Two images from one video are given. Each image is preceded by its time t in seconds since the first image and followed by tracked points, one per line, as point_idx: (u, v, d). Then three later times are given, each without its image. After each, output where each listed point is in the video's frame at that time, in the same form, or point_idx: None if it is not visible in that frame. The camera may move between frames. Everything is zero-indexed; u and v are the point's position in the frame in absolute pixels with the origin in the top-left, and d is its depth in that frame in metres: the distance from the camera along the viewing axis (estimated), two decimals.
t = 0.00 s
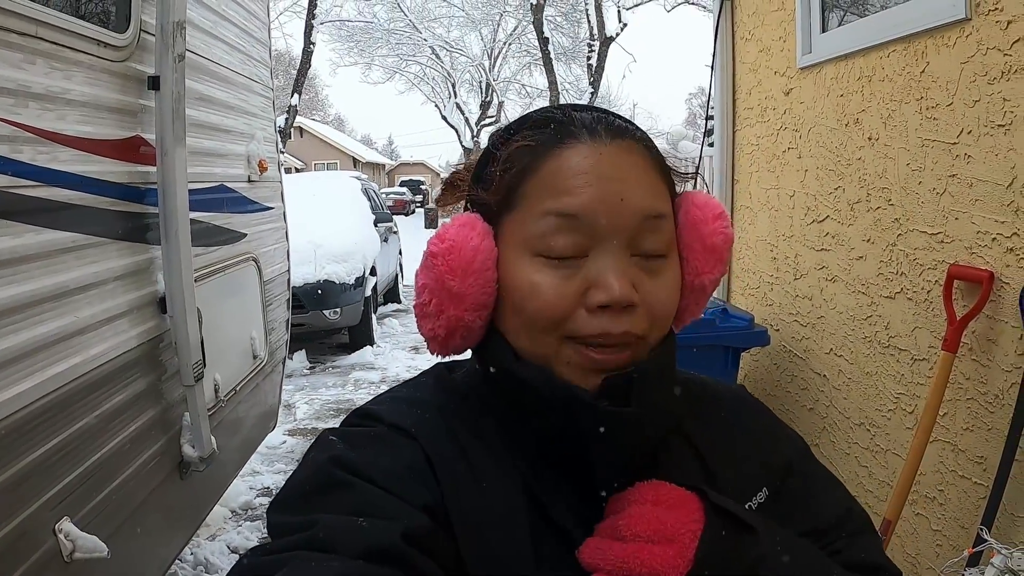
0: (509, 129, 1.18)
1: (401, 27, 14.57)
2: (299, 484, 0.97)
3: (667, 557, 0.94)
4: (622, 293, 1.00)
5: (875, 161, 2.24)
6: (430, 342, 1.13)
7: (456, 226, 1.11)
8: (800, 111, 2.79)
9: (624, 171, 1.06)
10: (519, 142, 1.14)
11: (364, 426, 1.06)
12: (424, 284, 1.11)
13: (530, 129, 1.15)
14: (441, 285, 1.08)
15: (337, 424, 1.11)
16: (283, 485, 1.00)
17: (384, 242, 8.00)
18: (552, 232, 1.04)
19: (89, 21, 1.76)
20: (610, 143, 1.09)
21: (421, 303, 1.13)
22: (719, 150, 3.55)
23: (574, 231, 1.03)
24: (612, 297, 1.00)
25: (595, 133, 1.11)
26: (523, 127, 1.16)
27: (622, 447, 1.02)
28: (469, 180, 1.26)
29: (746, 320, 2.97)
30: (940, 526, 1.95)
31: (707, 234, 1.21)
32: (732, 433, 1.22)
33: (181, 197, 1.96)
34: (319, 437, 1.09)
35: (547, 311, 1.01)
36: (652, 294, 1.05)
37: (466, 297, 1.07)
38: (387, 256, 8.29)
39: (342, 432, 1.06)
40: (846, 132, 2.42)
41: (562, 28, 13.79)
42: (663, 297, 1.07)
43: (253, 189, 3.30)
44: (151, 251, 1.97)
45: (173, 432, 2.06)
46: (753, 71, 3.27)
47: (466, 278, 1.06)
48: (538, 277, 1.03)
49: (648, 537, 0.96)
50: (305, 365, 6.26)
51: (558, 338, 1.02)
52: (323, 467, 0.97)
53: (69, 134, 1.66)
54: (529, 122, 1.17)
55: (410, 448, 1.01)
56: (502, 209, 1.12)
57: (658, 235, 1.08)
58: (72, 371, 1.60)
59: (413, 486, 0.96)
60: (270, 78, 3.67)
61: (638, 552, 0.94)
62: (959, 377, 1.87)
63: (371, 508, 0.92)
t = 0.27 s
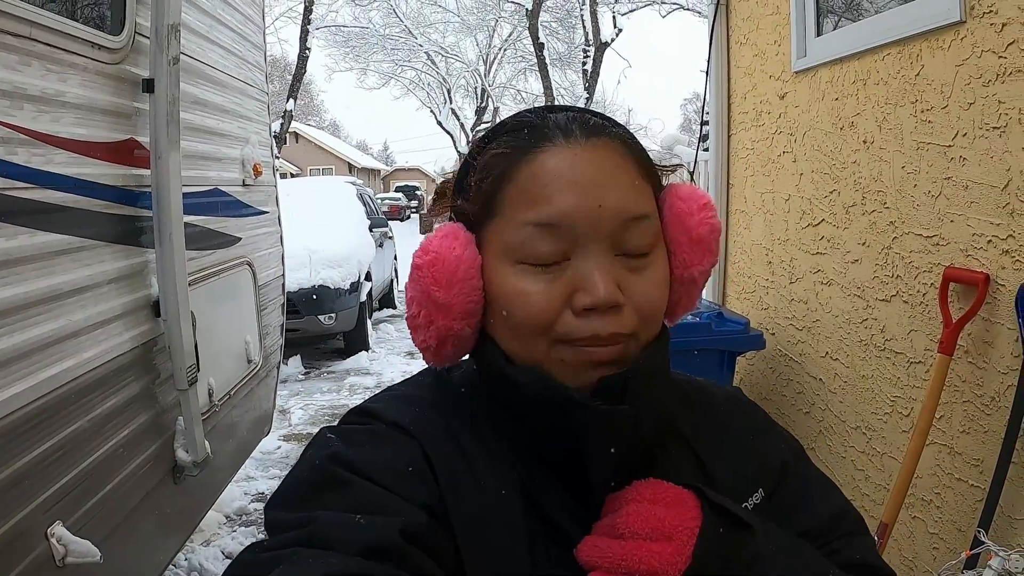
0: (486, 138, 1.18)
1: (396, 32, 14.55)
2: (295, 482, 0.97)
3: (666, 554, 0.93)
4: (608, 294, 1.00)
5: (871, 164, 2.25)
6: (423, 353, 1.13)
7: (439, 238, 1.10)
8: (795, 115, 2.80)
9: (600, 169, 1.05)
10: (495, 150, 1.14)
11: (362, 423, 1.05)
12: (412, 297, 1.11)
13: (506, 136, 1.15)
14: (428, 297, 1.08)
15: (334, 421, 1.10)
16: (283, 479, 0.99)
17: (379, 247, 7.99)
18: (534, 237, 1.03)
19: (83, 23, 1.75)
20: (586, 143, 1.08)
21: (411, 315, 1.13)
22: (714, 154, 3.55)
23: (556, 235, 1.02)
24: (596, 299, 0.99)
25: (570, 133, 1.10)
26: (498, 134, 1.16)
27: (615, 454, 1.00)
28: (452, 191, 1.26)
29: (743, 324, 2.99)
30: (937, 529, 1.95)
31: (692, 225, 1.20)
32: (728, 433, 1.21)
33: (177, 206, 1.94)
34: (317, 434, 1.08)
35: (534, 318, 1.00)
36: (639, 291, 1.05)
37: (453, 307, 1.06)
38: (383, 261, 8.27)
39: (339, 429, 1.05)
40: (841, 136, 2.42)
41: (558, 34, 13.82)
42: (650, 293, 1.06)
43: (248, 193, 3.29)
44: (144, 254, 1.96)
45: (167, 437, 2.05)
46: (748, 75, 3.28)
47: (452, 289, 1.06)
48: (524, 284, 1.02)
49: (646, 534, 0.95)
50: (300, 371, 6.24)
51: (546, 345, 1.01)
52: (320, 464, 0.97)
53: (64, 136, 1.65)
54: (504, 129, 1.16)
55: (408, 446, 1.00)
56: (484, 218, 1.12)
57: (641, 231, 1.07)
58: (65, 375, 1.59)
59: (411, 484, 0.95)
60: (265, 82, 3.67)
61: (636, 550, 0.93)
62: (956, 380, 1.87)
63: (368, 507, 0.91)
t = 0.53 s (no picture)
0: (478, 131, 1.20)
1: (391, 39, 14.57)
2: (296, 476, 0.97)
3: (662, 546, 0.94)
4: (603, 268, 1.00)
5: (865, 164, 2.26)
6: (422, 343, 1.11)
7: (435, 226, 1.10)
8: (790, 116, 2.81)
9: (590, 151, 1.07)
10: (487, 139, 1.15)
11: (361, 419, 1.06)
12: (410, 285, 1.10)
13: (495, 127, 1.17)
14: (426, 283, 1.07)
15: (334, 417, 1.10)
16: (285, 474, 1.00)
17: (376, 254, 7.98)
18: (527, 218, 1.04)
19: (80, 28, 1.76)
20: (573, 128, 1.10)
21: (409, 304, 1.12)
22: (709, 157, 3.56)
23: (549, 215, 1.03)
24: (593, 272, 0.99)
25: (557, 120, 1.12)
26: (487, 128, 1.18)
27: (613, 436, 1.00)
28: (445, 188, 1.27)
29: (740, 325, 2.99)
30: (936, 527, 1.95)
31: (682, 207, 1.21)
32: (726, 428, 1.21)
33: (171, 208, 1.95)
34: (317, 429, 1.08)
35: (532, 297, 1.01)
36: (632, 267, 1.05)
37: (451, 291, 1.05)
38: (379, 268, 8.26)
39: (339, 424, 1.05)
40: (836, 136, 2.43)
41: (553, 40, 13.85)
42: (644, 270, 1.07)
43: (245, 198, 3.29)
44: (141, 259, 1.95)
45: (165, 442, 2.04)
46: (742, 78, 3.30)
47: (450, 272, 1.05)
48: (520, 265, 1.03)
49: (642, 526, 0.95)
50: (298, 378, 6.22)
51: (546, 322, 1.00)
52: (319, 459, 0.97)
53: (61, 141, 1.65)
54: (495, 121, 1.18)
55: (407, 440, 1.00)
56: (478, 207, 1.13)
57: (631, 210, 1.09)
58: (63, 379, 1.59)
59: (411, 478, 0.95)
60: (261, 89, 3.67)
61: (632, 542, 0.94)
62: (953, 377, 1.87)
63: (368, 501, 0.92)
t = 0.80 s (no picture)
0: (490, 130, 1.20)
1: (388, 43, 14.58)
2: (300, 478, 0.97)
3: (667, 546, 0.94)
4: (615, 273, 1.01)
5: (862, 167, 2.27)
6: (429, 342, 1.12)
7: (447, 225, 1.10)
8: (786, 120, 2.82)
9: (604, 156, 1.08)
10: (501, 139, 1.16)
11: (364, 419, 1.06)
12: (419, 284, 1.10)
13: (509, 128, 1.17)
14: (437, 282, 1.08)
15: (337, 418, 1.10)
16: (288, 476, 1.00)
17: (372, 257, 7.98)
18: (542, 221, 1.04)
19: (79, 29, 1.76)
20: (588, 131, 1.11)
21: (417, 303, 1.12)
22: (706, 160, 3.57)
23: (563, 218, 1.04)
24: (605, 277, 1.00)
25: (572, 123, 1.13)
26: (502, 128, 1.19)
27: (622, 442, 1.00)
28: (455, 185, 1.27)
29: (737, 327, 3.00)
30: (933, 528, 1.96)
31: (691, 213, 1.22)
32: (725, 428, 1.22)
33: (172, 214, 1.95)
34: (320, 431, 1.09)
35: (544, 299, 1.01)
36: (643, 272, 1.06)
37: (462, 291, 1.06)
38: (376, 271, 8.26)
39: (342, 425, 1.06)
40: (832, 139, 2.45)
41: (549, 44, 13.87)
42: (654, 275, 1.08)
43: (242, 201, 3.29)
44: (140, 261, 1.95)
45: (162, 444, 2.04)
46: (739, 81, 3.31)
47: (461, 273, 1.06)
48: (532, 267, 1.03)
49: (647, 526, 0.96)
50: (294, 381, 6.21)
51: (557, 324, 1.01)
52: (323, 460, 0.97)
53: (59, 142, 1.65)
54: (509, 121, 1.19)
55: (410, 440, 1.00)
56: (490, 207, 1.13)
57: (643, 216, 1.09)
58: (60, 381, 1.58)
59: (414, 479, 0.96)
60: (258, 91, 3.67)
61: (637, 542, 0.95)
62: (949, 378, 1.88)
63: (371, 502, 0.92)
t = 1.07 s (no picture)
0: (514, 123, 1.20)
1: (391, 43, 14.58)
2: (301, 476, 0.96)
3: (670, 541, 0.94)
4: (634, 277, 1.01)
5: (865, 165, 2.27)
6: (438, 333, 1.12)
7: (465, 216, 1.10)
8: (789, 119, 2.82)
9: (629, 160, 1.08)
10: (525, 133, 1.16)
11: (365, 418, 1.06)
12: (433, 275, 1.10)
13: (535, 123, 1.17)
14: (452, 274, 1.07)
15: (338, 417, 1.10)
16: (289, 476, 0.99)
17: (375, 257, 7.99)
18: (564, 219, 1.04)
19: (83, 28, 1.77)
20: (615, 133, 1.11)
21: (428, 294, 1.11)
22: (709, 159, 3.57)
23: (586, 218, 1.03)
24: (624, 280, 1.00)
25: (600, 124, 1.12)
26: (527, 122, 1.18)
27: (626, 440, 1.00)
28: (471, 174, 1.26)
29: (740, 327, 3.00)
30: (937, 527, 1.96)
31: (706, 220, 1.22)
32: (726, 424, 1.22)
33: (175, 213, 1.95)
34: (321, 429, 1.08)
35: (561, 296, 1.01)
36: (660, 279, 1.06)
37: (478, 285, 1.06)
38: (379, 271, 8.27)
39: (343, 424, 1.05)
40: (836, 138, 2.44)
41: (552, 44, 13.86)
42: (669, 282, 1.08)
43: (246, 200, 3.29)
44: (144, 259, 1.96)
45: (165, 442, 2.04)
46: (742, 80, 3.31)
47: (479, 266, 1.06)
48: (551, 264, 1.03)
49: (650, 522, 0.95)
50: (297, 381, 6.22)
51: (572, 323, 1.01)
52: (324, 457, 0.97)
53: (62, 139, 1.65)
54: (534, 116, 1.19)
55: (412, 438, 1.00)
56: (510, 201, 1.13)
57: (663, 221, 1.09)
58: (62, 380, 1.58)
59: (415, 476, 0.96)
60: (262, 91, 3.68)
61: (640, 537, 0.94)
62: (953, 377, 1.88)
63: (374, 498, 0.91)
